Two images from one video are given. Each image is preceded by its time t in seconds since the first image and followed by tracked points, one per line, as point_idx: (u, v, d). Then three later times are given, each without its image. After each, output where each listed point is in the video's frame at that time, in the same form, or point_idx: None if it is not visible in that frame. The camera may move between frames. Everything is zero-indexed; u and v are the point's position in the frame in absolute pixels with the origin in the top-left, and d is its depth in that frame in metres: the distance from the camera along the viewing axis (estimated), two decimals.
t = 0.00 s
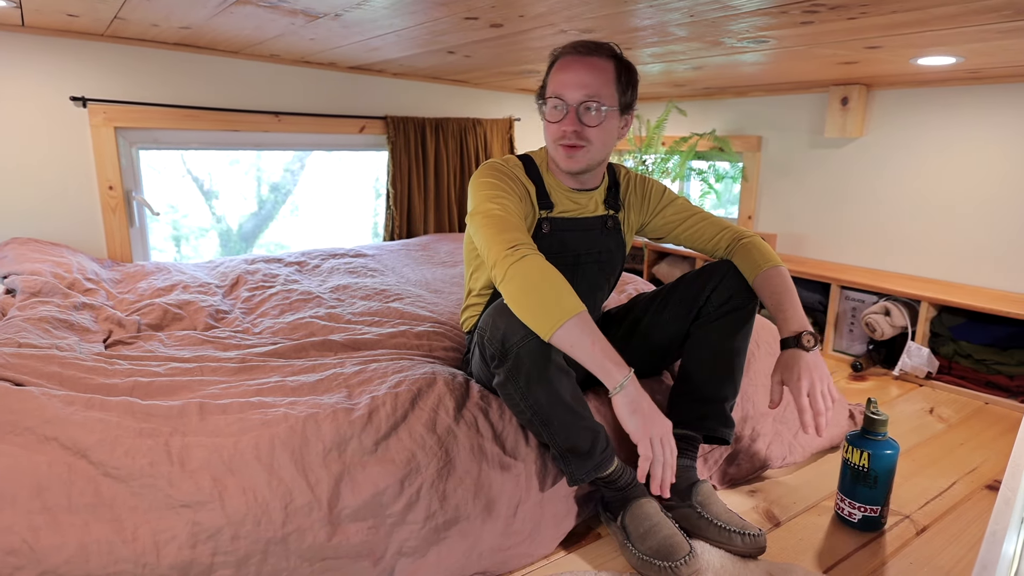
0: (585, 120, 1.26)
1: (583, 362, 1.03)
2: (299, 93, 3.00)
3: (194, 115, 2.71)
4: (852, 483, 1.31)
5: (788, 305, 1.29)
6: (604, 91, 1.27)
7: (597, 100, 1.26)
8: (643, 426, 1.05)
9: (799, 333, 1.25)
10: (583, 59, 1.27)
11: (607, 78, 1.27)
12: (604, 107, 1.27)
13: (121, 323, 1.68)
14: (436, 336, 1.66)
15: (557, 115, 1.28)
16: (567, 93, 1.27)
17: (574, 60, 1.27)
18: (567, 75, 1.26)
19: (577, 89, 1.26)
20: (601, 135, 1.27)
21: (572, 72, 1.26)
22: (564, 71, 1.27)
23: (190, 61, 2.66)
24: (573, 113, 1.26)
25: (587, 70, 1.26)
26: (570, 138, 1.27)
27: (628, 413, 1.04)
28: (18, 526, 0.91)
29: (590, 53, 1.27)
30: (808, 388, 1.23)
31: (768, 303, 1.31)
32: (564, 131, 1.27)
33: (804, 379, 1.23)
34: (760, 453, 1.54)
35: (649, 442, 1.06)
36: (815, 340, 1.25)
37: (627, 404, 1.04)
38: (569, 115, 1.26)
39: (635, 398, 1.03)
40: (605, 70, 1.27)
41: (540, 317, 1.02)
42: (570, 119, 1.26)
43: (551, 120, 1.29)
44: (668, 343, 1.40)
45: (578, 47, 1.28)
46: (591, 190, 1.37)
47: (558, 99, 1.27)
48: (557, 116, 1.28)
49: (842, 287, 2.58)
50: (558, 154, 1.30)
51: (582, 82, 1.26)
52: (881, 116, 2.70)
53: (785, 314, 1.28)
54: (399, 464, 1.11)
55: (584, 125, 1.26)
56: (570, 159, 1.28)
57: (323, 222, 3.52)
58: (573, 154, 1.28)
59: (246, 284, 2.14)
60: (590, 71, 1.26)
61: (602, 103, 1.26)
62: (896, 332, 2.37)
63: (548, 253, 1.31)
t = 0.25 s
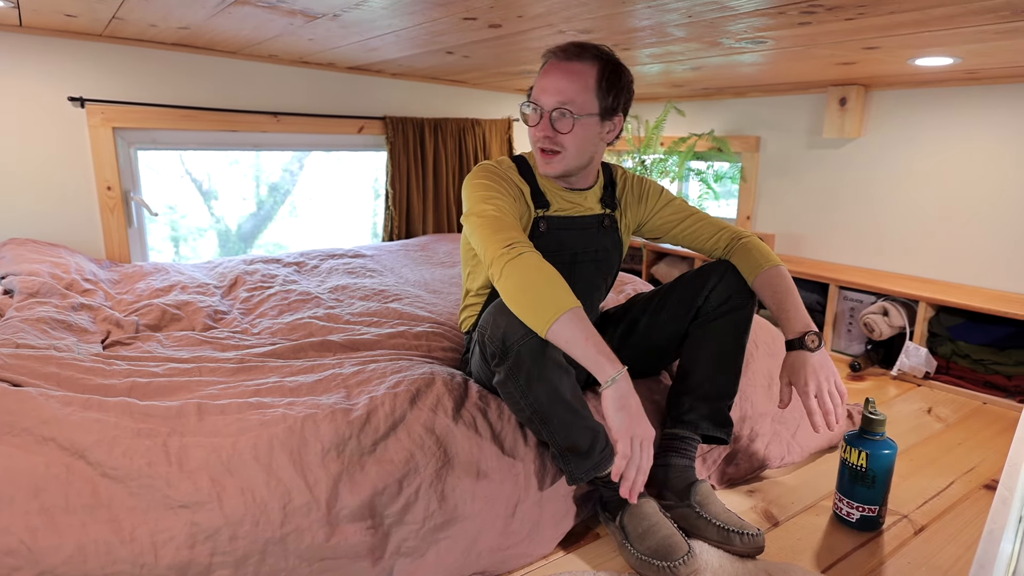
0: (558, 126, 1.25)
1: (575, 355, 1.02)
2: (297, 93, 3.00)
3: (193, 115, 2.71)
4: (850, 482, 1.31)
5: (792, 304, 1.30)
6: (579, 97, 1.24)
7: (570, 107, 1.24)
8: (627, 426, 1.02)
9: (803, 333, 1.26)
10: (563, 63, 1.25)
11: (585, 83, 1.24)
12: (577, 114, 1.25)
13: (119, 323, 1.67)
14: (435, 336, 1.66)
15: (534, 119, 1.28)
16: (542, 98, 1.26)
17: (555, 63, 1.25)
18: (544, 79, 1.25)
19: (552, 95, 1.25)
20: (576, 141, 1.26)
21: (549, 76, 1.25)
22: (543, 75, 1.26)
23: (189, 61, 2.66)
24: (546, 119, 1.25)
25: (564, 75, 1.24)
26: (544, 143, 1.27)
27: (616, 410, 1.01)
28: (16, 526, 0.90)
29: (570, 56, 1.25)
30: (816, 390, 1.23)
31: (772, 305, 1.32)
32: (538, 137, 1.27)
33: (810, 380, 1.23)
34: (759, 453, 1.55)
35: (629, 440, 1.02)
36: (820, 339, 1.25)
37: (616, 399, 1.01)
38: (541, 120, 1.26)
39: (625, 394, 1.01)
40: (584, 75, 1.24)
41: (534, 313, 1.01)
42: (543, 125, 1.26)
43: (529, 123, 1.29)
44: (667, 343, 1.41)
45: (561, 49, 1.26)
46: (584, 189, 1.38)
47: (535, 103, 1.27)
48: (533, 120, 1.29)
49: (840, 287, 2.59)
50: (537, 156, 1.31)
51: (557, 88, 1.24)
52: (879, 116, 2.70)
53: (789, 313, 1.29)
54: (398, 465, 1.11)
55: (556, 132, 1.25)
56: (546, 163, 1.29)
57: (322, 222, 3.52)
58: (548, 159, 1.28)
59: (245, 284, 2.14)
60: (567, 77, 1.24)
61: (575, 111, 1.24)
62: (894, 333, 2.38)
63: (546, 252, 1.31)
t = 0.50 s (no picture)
0: (525, 132, 1.25)
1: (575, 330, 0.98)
2: (298, 93, 3.00)
3: (194, 115, 2.71)
4: (851, 482, 1.31)
5: (781, 292, 1.29)
6: (546, 104, 1.24)
7: (536, 112, 1.24)
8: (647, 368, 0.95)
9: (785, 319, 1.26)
10: (530, 69, 1.25)
11: (551, 88, 1.24)
12: (544, 119, 1.24)
13: (120, 323, 1.68)
14: (435, 336, 1.67)
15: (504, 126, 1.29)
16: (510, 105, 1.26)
17: (524, 70, 1.26)
18: (512, 85, 1.26)
19: (518, 101, 1.25)
20: (544, 147, 1.26)
21: (517, 83, 1.25)
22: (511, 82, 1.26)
23: (189, 61, 2.66)
24: (513, 125, 1.26)
25: (531, 81, 1.24)
26: (514, 150, 1.28)
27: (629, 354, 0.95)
28: (17, 527, 0.90)
29: (538, 62, 1.25)
30: (791, 374, 1.22)
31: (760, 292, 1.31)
32: (509, 143, 1.28)
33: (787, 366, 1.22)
34: (759, 452, 1.55)
35: (655, 384, 0.95)
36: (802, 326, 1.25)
37: (629, 344, 0.94)
38: (510, 127, 1.27)
39: (635, 334, 0.95)
40: (550, 80, 1.24)
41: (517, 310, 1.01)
42: (511, 132, 1.26)
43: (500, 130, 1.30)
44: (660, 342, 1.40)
45: (529, 55, 1.26)
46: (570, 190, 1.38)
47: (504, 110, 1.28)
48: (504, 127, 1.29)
49: (841, 287, 2.59)
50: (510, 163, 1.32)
51: (523, 95, 1.24)
52: (880, 116, 2.70)
53: (773, 300, 1.29)
54: (399, 465, 1.11)
55: (524, 138, 1.25)
56: (517, 169, 1.30)
57: (323, 223, 3.52)
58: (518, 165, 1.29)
59: (246, 285, 2.14)
60: (532, 82, 1.24)
61: (541, 116, 1.24)
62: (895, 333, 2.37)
63: (539, 253, 1.31)
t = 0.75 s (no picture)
0: (514, 154, 1.18)
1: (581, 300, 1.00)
2: (298, 93, 3.00)
3: (194, 115, 2.71)
4: (851, 482, 1.31)
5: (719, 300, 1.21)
6: (538, 128, 1.16)
7: (527, 135, 1.16)
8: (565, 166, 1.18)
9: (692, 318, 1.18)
10: (526, 86, 1.16)
11: (547, 110, 1.16)
12: (535, 144, 1.17)
13: (120, 324, 1.68)
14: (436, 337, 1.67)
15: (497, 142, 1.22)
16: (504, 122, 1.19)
17: (520, 85, 1.17)
18: (507, 102, 1.18)
19: (510, 120, 1.17)
20: (533, 172, 1.18)
21: (511, 100, 1.17)
22: (506, 98, 1.18)
23: (190, 61, 2.66)
24: (504, 144, 1.18)
25: (527, 100, 1.16)
26: (503, 170, 1.21)
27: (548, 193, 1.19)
28: (18, 526, 0.90)
29: (535, 79, 1.16)
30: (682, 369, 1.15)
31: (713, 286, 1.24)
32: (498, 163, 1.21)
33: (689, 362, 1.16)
34: (759, 452, 1.54)
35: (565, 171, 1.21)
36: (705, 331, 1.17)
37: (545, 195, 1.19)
38: (501, 145, 1.19)
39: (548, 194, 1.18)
40: (547, 101, 1.15)
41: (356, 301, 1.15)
42: (500, 152, 1.19)
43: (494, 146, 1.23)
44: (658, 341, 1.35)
45: (528, 70, 1.17)
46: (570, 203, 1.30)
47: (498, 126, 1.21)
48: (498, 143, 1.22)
49: (841, 286, 2.59)
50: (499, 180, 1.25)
51: (517, 115, 1.16)
52: (880, 116, 2.70)
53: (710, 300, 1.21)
54: (399, 464, 1.11)
55: (513, 159, 1.18)
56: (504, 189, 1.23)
57: (323, 222, 3.52)
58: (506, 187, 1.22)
59: (246, 285, 2.14)
60: (528, 102, 1.15)
61: (531, 140, 1.16)
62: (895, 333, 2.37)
63: (530, 267, 1.26)
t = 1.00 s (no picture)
0: (491, 156, 1.17)
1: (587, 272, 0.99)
2: (300, 93, 3.00)
3: (196, 115, 2.72)
4: (854, 482, 1.31)
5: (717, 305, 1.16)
6: (513, 134, 1.13)
7: (503, 140, 1.14)
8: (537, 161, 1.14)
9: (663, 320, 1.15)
10: (508, 88, 1.13)
11: (526, 115, 1.11)
12: (510, 149, 1.14)
13: (123, 323, 1.68)
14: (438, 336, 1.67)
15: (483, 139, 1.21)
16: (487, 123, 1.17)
17: (505, 86, 1.13)
18: (491, 102, 1.15)
19: (490, 122, 1.15)
20: (508, 177, 1.17)
21: (493, 101, 1.14)
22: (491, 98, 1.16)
23: (192, 61, 2.67)
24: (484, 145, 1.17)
25: (506, 103, 1.12)
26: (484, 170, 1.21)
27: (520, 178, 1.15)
28: (24, 525, 0.91)
29: (518, 82, 1.12)
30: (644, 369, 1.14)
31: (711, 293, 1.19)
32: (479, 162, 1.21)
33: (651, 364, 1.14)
34: (762, 453, 1.54)
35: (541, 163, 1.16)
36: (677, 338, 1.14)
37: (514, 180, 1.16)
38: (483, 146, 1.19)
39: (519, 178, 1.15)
40: (526, 107, 1.11)
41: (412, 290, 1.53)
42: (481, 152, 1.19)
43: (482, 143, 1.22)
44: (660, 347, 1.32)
45: (515, 70, 1.13)
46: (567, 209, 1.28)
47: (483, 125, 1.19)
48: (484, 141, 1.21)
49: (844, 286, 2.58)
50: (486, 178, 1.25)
51: (496, 119, 1.13)
52: (883, 115, 2.70)
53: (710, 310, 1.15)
54: (400, 458, 1.11)
55: (490, 162, 1.17)
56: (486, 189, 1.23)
57: (324, 222, 3.52)
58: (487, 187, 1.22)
59: (248, 284, 2.14)
60: (507, 105, 1.12)
61: (507, 145, 1.14)
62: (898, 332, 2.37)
63: (519, 271, 1.28)
